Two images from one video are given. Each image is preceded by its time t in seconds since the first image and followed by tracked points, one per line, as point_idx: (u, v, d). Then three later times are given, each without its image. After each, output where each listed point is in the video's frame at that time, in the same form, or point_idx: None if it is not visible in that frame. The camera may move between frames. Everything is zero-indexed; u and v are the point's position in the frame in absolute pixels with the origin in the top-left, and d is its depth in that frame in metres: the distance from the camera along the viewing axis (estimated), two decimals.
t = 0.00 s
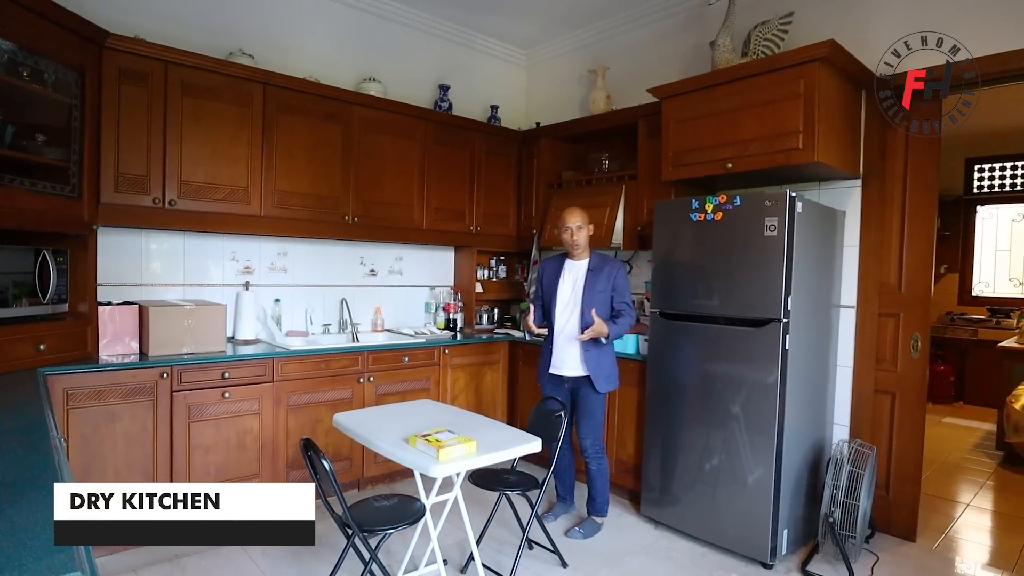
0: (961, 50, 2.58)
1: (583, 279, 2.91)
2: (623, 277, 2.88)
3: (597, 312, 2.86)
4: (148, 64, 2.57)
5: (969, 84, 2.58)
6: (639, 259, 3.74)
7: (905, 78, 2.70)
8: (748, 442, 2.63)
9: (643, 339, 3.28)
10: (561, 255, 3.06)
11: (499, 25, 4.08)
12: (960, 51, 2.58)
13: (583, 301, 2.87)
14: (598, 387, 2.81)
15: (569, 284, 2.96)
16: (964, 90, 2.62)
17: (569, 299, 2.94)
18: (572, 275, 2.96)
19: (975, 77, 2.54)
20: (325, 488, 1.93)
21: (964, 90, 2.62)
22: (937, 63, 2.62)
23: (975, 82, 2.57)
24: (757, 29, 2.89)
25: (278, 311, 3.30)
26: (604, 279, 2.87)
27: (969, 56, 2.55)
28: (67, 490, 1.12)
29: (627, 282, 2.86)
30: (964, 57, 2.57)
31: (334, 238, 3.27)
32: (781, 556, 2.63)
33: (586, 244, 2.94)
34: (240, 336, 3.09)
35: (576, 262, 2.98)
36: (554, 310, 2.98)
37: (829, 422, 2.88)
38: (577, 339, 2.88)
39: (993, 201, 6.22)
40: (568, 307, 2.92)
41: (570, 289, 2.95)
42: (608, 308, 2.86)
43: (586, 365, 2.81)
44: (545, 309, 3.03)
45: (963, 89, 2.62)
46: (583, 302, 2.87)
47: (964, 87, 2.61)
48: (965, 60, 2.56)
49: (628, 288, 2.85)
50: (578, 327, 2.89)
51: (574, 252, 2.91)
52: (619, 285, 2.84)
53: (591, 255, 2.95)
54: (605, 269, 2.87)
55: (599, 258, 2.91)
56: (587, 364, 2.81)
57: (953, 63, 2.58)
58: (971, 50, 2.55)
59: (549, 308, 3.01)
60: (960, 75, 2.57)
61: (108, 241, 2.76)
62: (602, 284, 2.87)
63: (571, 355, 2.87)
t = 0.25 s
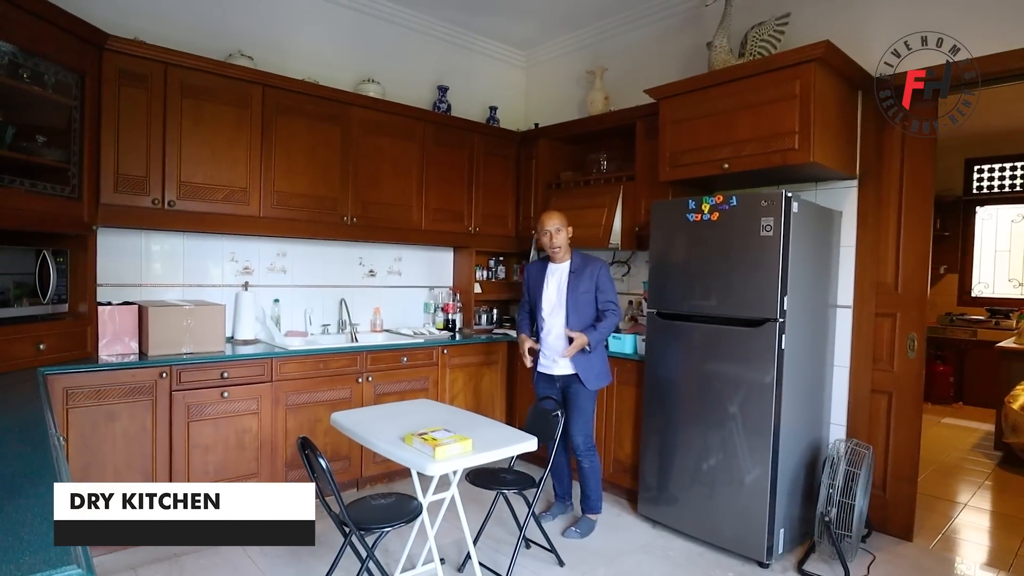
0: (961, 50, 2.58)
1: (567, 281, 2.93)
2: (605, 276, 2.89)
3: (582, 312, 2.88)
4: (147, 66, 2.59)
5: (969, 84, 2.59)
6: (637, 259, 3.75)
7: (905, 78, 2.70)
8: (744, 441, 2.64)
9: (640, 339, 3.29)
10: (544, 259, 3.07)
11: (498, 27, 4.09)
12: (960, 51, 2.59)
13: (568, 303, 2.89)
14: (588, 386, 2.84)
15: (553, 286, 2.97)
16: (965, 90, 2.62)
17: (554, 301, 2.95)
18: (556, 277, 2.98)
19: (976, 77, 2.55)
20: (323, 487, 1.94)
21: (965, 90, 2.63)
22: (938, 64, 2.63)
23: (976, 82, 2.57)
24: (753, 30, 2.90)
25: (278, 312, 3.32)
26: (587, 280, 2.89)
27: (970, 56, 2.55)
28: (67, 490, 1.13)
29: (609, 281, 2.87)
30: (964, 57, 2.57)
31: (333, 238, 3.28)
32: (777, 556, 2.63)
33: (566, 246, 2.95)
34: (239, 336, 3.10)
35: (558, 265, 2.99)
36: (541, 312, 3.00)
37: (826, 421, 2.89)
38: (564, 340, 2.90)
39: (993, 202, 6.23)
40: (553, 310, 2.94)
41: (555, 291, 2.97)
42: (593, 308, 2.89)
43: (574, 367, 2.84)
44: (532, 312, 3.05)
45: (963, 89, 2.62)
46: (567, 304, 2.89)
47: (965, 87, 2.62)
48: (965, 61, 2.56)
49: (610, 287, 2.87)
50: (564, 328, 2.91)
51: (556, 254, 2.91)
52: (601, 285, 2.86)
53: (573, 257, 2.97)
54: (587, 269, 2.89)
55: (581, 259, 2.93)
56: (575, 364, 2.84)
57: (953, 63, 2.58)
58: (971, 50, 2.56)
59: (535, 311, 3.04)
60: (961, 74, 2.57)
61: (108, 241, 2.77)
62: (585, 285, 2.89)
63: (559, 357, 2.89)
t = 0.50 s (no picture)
0: (962, 51, 2.59)
1: (560, 281, 2.94)
2: (596, 275, 2.92)
3: (576, 311, 2.89)
4: (147, 68, 2.60)
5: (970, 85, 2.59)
6: (636, 260, 3.76)
7: (905, 78, 2.71)
8: (743, 442, 2.64)
9: (639, 340, 3.30)
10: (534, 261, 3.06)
11: (497, 28, 4.10)
12: (961, 51, 2.59)
13: (562, 303, 2.90)
14: (585, 385, 2.85)
15: (546, 287, 2.98)
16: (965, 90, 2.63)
17: (547, 301, 2.96)
18: (549, 278, 2.98)
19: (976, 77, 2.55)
20: (323, 487, 1.95)
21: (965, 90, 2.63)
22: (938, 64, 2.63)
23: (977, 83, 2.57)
24: (751, 32, 2.91)
25: (277, 313, 3.32)
26: (581, 280, 2.90)
27: (970, 57, 2.56)
28: (67, 490, 1.13)
29: (601, 280, 2.90)
30: (964, 57, 2.58)
31: (332, 239, 3.29)
32: (776, 556, 2.64)
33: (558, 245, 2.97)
34: (239, 338, 3.11)
35: (550, 265, 2.99)
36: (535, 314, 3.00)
37: (824, 422, 2.90)
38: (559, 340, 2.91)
39: (993, 203, 6.24)
40: (548, 310, 2.94)
41: (547, 291, 2.97)
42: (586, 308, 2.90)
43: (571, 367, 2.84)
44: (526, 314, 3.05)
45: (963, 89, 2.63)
46: (562, 304, 2.90)
47: (965, 87, 2.62)
48: (966, 61, 2.57)
49: (602, 285, 2.90)
50: (559, 328, 2.92)
51: (547, 251, 2.92)
52: (594, 284, 2.89)
53: (564, 257, 2.97)
54: (580, 268, 2.91)
55: (572, 259, 2.95)
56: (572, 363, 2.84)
57: (953, 64, 2.59)
58: (971, 50, 2.56)
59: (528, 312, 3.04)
60: (961, 74, 2.58)
61: (108, 243, 2.78)
62: (578, 284, 2.90)
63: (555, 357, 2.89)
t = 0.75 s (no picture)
0: (962, 51, 2.58)
1: (559, 280, 2.94)
2: (595, 276, 2.90)
3: (573, 311, 2.89)
4: (145, 68, 2.60)
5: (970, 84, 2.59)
6: (635, 260, 3.76)
7: (905, 78, 2.71)
8: (741, 442, 2.64)
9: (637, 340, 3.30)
10: (536, 260, 3.09)
11: (496, 29, 4.10)
12: (961, 51, 2.59)
13: (559, 302, 2.90)
14: (579, 385, 2.83)
15: (545, 286, 2.99)
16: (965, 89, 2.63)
17: (546, 300, 2.97)
18: (548, 277, 2.99)
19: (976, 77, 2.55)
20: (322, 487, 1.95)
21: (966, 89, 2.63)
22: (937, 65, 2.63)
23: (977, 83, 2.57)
24: (749, 32, 2.91)
25: (276, 313, 3.32)
26: (579, 280, 2.90)
27: (970, 56, 2.55)
28: (64, 490, 1.13)
29: (600, 281, 2.88)
30: (964, 57, 2.57)
31: (331, 239, 3.29)
32: (773, 556, 2.64)
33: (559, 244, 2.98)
34: (237, 338, 3.11)
35: (550, 265, 3.01)
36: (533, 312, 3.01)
37: (822, 422, 2.90)
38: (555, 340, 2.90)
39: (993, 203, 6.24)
40: (546, 309, 2.95)
41: (546, 290, 2.98)
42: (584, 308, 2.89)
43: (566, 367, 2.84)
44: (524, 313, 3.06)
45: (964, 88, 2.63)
46: (559, 303, 2.90)
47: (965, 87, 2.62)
48: (965, 61, 2.56)
49: (601, 286, 2.88)
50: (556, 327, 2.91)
51: (547, 249, 2.93)
52: (592, 284, 2.87)
53: (563, 257, 2.99)
54: (578, 268, 2.90)
55: (571, 259, 2.95)
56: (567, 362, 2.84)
57: (953, 64, 2.59)
58: (971, 50, 2.56)
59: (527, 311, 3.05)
60: (961, 74, 2.57)
61: (106, 243, 2.78)
62: (577, 284, 2.90)
63: (551, 357, 2.89)
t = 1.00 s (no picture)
0: (962, 51, 2.57)
1: (563, 280, 2.94)
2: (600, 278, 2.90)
3: (575, 311, 2.88)
4: (140, 68, 2.59)
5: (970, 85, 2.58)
6: (632, 261, 3.75)
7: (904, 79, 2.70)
8: (737, 443, 2.64)
9: (634, 340, 3.30)
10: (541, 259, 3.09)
11: (493, 29, 4.10)
12: (961, 51, 2.58)
13: (562, 302, 2.89)
14: (577, 387, 2.82)
15: (548, 285, 2.98)
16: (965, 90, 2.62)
17: (548, 300, 2.97)
18: (553, 277, 2.99)
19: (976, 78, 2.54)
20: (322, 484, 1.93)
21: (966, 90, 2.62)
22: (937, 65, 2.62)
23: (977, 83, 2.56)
24: (746, 32, 2.91)
25: (272, 314, 3.32)
26: (583, 281, 2.89)
27: (971, 57, 2.54)
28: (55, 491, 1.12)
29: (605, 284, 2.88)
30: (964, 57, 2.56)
31: (327, 240, 3.29)
32: (770, 557, 2.64)
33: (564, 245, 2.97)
34: (233, 339, 3.10)
35: (554, 264, 3.01)
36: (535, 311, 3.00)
37: (819, 423, 2.90)
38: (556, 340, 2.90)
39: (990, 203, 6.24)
40: (549, 308, 2.95)
41: (549, 290, 2.98)
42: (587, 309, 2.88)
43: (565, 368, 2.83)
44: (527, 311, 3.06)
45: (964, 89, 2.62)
46: (562, 303, 2.90)
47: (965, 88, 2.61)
48: (965, 61, 2.55)
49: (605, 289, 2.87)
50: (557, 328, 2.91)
51: (553, 249, 2.94)
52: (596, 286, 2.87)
53: (569, 258, 2.99)
54: (583, 269, 2.89)
55: (577, 260, 2.95)
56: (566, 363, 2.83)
57: (952, 64, 2.58)
58: (971, 51, 2.55)
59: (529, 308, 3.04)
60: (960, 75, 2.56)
61: (101, 244, 2.77)
62: (581, 285, 2.89)
63: (551, 357, 2.89)
